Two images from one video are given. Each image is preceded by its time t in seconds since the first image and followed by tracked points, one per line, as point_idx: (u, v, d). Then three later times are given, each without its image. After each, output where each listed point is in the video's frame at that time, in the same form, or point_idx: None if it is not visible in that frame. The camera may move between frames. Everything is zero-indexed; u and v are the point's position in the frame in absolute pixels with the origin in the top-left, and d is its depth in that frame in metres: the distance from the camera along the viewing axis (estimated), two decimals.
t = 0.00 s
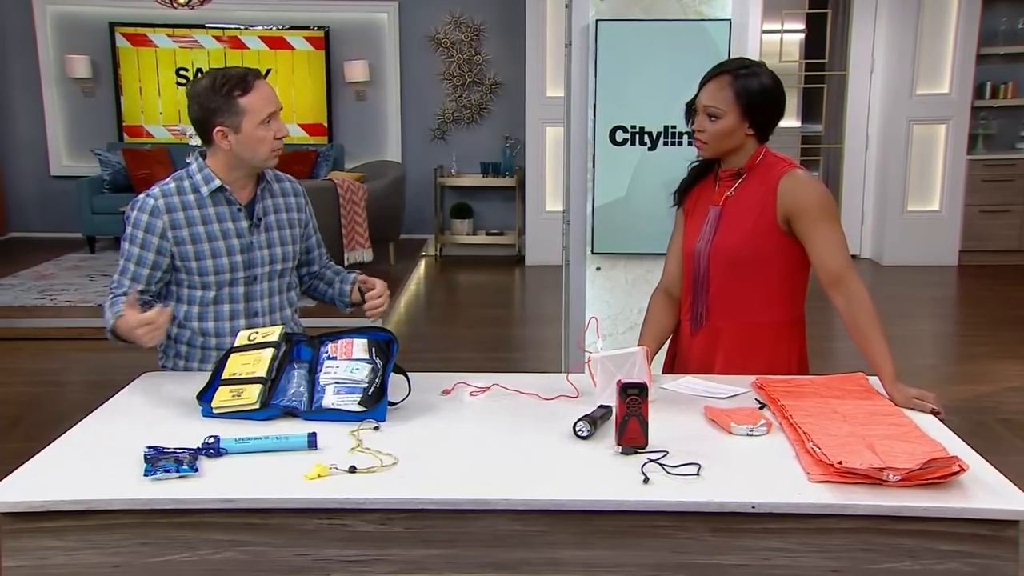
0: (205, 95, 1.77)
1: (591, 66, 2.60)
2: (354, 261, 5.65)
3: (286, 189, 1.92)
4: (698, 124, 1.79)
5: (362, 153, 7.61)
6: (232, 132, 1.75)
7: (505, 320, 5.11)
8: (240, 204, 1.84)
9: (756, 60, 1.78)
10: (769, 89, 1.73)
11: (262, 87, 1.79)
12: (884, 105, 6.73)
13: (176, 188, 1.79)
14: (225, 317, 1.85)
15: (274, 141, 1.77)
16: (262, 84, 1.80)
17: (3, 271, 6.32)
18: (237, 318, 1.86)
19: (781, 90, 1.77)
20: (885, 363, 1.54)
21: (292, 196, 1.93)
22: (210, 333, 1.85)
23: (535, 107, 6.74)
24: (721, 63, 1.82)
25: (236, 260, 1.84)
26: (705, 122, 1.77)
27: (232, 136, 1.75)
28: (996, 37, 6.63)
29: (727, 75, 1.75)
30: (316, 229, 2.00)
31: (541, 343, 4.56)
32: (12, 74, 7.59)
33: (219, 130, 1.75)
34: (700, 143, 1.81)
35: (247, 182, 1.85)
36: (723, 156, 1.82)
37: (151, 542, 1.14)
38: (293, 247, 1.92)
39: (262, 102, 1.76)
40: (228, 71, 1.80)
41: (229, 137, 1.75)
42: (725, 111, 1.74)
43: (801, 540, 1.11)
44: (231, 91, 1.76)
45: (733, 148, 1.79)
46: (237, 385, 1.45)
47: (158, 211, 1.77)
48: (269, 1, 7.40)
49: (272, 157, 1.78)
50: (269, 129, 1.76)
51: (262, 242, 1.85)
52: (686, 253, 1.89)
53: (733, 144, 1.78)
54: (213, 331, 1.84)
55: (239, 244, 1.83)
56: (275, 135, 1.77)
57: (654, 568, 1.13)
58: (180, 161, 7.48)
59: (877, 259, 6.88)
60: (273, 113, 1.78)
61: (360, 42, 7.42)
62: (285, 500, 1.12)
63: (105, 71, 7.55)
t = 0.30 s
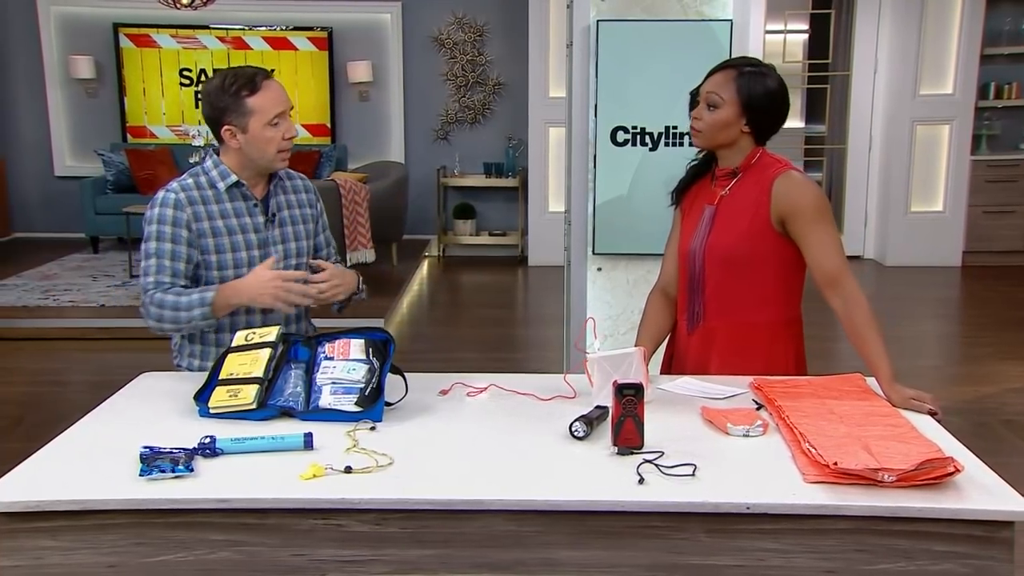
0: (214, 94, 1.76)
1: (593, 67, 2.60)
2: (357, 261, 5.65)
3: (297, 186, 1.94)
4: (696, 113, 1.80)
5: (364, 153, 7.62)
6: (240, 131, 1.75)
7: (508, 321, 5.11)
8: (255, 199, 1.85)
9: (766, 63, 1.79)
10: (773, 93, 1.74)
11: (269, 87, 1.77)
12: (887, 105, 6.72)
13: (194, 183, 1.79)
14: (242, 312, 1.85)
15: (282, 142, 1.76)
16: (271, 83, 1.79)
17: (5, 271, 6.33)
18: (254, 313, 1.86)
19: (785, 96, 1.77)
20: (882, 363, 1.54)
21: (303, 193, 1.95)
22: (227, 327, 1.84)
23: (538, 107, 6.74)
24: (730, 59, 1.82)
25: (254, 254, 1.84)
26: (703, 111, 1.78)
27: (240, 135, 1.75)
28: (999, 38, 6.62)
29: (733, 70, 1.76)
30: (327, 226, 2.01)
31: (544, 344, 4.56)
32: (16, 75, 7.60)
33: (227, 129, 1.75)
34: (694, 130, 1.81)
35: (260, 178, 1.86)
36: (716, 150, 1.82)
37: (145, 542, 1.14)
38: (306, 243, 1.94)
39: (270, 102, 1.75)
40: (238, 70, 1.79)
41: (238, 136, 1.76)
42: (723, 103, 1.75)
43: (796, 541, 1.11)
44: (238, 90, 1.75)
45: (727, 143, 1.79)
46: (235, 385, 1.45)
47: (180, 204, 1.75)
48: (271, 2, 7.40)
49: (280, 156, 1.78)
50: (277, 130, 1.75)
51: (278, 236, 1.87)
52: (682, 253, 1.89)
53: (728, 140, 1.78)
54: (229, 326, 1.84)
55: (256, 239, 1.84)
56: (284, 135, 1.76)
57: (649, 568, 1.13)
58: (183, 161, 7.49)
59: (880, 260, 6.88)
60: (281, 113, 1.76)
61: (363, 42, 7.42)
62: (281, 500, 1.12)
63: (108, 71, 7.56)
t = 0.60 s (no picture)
0: (238, 95, 1.77)
1: (595, 70, 2.61)
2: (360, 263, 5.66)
3: (325, 189, 1.95)
4: (689, 117, 1.79)
5: (367, 155, 7.62)
6: (263, 127, 1.75)
7: (511, 323, 5.10)
8: (287, 198, 1.85)
9: (757, 63, 1.79)
10: (765, 93, 1.73)
11: (291, 83, 1.76)
12: (890, 108, 6.72)
13: (228, 181, 1.79)
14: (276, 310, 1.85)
15: (305, 136, 1.75)
16: (293, 80, 1.78)
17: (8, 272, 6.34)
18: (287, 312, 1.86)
19: (779, 96, 1.77)
20: (881, 367, 1.54)
21: (331, 196, 1.96)
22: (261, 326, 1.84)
23: (541, 109, 6.74)
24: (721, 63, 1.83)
25: (288, 253, 1.84)
26: (697, 115, 1.77)
27: (264, 132, 1.75)
28: (1003, 40, 6.60)
29: (724, 72, 1.76)
30: (354, 229, 2.00)
31: (547, 346, 4.56)
32: (19, 77, 7.61)
33: (251, 126, 1.75)
34: (688, 134, 1.81)
35: (292, 175, 1.85)
36: (713, 153, 1.82)
37: (141, 544, 1.14)
38: (336, 244, 1.95)
39: (291, 97, 1.74)
40: (260, 70, 1.79)
41: (262, 133, 1.76)
42: (716, 105, 1.74)
43: (791, 543, 1.11)
44: (260, 87, 1.75)
45: (723, 145, 1.79)
46: (231, 386, 1.45)
47: (219, 201, 1.75)
48: (274, 4, 7.40)
49: (306, 151, 1.76)
50: (300, 125, 1.74)
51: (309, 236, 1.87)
52: (680, 256, 1.89)
53: (724, 142, 1.78)
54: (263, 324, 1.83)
55: (289, 237, 1.84)
56: (307, 130, 1.75)
57: (644, 570, 1.13)
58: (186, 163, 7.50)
59: (883, 263, 6.87)
60: (304, 108, 1.75)
61: (366, 44, 7.43)
62: (277, 502, 1.12)
63: (111, 73, 7.57)
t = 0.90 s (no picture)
0: (272, 94, 1.74)
1: (596, 71, 2.60)
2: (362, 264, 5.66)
3: (345, 191, 1.94)
4: (682, 128, 1.80)
5: (369, 156, 7.63)
6: (295, 130, 1.73)
7: (513, 324, 5.10)
8: (309, 199, 1.85)
9: (739, 64, 1.78)
10: (751, 93, 1.73)
11: (328, 89, 1.74)
12: (892, 109, 6.72)
13: (248, 184, 1.79)
14: (298, 309, 1.84)
15: (336, 143, 1.74)
16: (330, 86, 1.76)
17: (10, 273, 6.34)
18: (310, 311, 1.85)
19: (766, 93, 1.77)
20: (877, 368, 1.53)
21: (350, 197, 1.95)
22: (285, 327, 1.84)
23: (543, 110, 6.75)
24: (702, 68, 1.83)
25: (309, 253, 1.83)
26: (689, 125, 1.78)
27: (295, 134, 1.73)
28: (1006, 41, 6.59)
29: (707, 79, 1.76)
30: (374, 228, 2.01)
31: (548, 347, 4.55)
32: (21, 78, 7.61)
33: (283, 128, 1.74)
34: (684, 145, 1.82)
35: (313, 178, 1.85)
36: (712, 158, 1.83)
37: (136, 545, 1.14)
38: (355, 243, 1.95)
39: (327, 103, 1.72)
40: (296, 72, 1.77)
41: (293, 135, 1.74)
42: (705, 114, 1.75)
43: (787, 544, 1.11)
44: (297, 90, 1.72)
45: (720, 149, 1.79)
46: (228, 387, 1.45)
47: (237, 203, 1.75)
48: (277, 5, 7.41)
49: (333, 159, 1.76)
50: (332, 131, 1.72)
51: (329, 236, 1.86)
52: (679, 257, 1.89)
53: (720, 146, 1.78)
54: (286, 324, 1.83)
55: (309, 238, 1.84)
56: (337, 137, 1.73)
57: (639, 571, 1.13)
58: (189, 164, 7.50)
59: (885, 264, 6.88)
60: (337, 115, 1.73)
61: (368, 45, 7.43)
62: (273, 503, 1.12)
63: (114, 74, 7.57)
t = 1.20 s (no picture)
0: (286, 95, 1.74)
1: (597, 71, 2.60)
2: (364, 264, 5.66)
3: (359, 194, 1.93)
4: (685, 119, 1.80)
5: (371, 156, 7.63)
6: (309, 129, 1.73)
7: (515, 324, 5.10)
8: (322, 201, 1.83)
9: (754, 65, 1.78)
10: (759, 93, 1.73)
11: (340, 86, 1.75)
12: (894, 110, 6.72)
13: (261, 185, 1.78)
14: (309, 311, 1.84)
15: (349, 141, 1.74)
16: (341, 85, 1.76)
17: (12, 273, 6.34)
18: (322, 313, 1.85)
19: (773, 96, 1.77)
20: (873, 368, 1.53)
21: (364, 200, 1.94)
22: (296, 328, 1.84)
23: (544, 111, 6.76)
24: (715, 65, 1.83)
25: (321, 255, 1.83)
26: (692, 117, 1.78)
27: (309, 134, 1.73)
28: (1009, 41, 6.59)
29: (719, 73, 1.76)
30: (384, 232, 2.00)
31: (549, 347, 4.55)
32: (23, 78, 7.61)
33: (297, 128, 1.73)
34: (684, 135, 1.81)
35: (328, 179, 1.84)
36: (708, 154, 1.82)
37: (132, 545, 1.14)
38: (366, 246, 1.94)
39: (339, 101, 1.73)
40: (308, 73, 1.78)
41: (307, 135, 1.74)
42: (711, 107, 1.74)
43: (782, 546, 1.11)
44: (310, 90, 1.73)
45: (719, 146, 1.79)
46: (225, 388, 1.45)
47: (247, 205, 1.75)
48: (279, 5, 7.41)
49: (346, 157, 1.76)
50: (345, 129, 1.73)
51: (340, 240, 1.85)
52: (675, 256, 1.89)
53: (719, 142, 1.78)
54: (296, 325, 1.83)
55: (322, 240, 1.83)
56: (351, 135, 1.74)
57: (635, 571, 1.13)
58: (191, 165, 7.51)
59: (887, 265, 6.88)
60: (349, 113, 1.74)
61: (370, 46, 7.44)
62: (268, 504, 1.12)
63: (116, 74, 7.57)
